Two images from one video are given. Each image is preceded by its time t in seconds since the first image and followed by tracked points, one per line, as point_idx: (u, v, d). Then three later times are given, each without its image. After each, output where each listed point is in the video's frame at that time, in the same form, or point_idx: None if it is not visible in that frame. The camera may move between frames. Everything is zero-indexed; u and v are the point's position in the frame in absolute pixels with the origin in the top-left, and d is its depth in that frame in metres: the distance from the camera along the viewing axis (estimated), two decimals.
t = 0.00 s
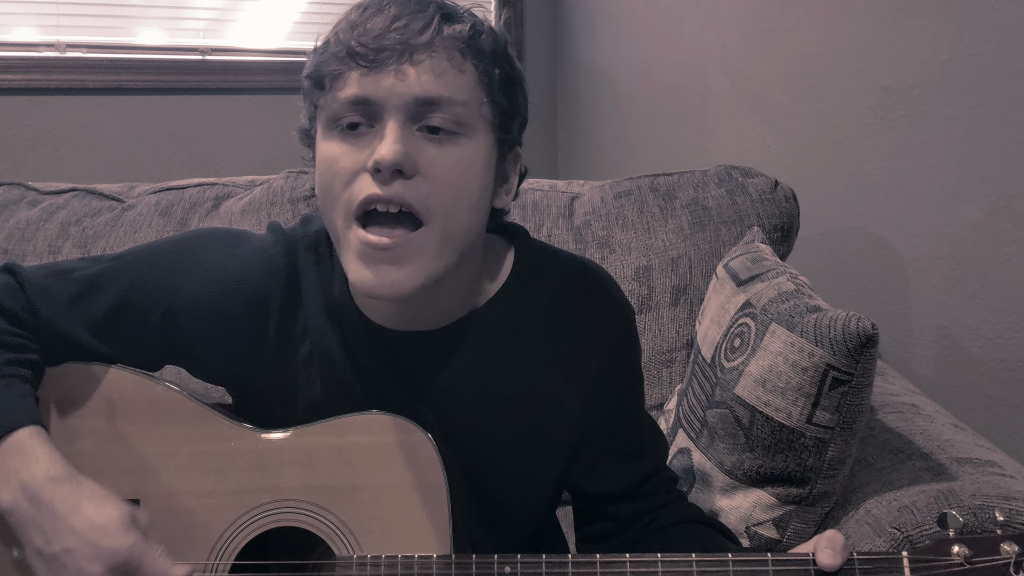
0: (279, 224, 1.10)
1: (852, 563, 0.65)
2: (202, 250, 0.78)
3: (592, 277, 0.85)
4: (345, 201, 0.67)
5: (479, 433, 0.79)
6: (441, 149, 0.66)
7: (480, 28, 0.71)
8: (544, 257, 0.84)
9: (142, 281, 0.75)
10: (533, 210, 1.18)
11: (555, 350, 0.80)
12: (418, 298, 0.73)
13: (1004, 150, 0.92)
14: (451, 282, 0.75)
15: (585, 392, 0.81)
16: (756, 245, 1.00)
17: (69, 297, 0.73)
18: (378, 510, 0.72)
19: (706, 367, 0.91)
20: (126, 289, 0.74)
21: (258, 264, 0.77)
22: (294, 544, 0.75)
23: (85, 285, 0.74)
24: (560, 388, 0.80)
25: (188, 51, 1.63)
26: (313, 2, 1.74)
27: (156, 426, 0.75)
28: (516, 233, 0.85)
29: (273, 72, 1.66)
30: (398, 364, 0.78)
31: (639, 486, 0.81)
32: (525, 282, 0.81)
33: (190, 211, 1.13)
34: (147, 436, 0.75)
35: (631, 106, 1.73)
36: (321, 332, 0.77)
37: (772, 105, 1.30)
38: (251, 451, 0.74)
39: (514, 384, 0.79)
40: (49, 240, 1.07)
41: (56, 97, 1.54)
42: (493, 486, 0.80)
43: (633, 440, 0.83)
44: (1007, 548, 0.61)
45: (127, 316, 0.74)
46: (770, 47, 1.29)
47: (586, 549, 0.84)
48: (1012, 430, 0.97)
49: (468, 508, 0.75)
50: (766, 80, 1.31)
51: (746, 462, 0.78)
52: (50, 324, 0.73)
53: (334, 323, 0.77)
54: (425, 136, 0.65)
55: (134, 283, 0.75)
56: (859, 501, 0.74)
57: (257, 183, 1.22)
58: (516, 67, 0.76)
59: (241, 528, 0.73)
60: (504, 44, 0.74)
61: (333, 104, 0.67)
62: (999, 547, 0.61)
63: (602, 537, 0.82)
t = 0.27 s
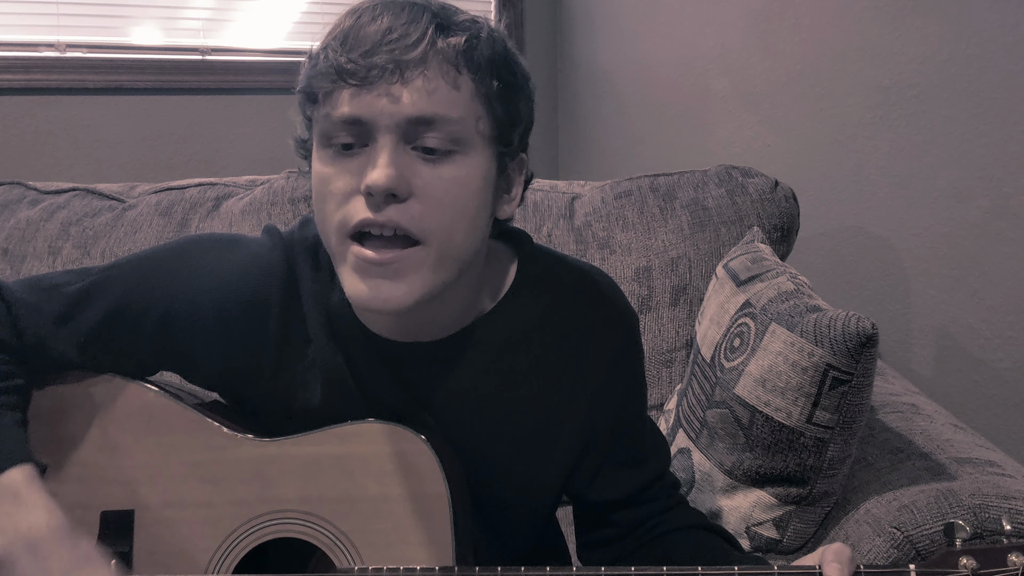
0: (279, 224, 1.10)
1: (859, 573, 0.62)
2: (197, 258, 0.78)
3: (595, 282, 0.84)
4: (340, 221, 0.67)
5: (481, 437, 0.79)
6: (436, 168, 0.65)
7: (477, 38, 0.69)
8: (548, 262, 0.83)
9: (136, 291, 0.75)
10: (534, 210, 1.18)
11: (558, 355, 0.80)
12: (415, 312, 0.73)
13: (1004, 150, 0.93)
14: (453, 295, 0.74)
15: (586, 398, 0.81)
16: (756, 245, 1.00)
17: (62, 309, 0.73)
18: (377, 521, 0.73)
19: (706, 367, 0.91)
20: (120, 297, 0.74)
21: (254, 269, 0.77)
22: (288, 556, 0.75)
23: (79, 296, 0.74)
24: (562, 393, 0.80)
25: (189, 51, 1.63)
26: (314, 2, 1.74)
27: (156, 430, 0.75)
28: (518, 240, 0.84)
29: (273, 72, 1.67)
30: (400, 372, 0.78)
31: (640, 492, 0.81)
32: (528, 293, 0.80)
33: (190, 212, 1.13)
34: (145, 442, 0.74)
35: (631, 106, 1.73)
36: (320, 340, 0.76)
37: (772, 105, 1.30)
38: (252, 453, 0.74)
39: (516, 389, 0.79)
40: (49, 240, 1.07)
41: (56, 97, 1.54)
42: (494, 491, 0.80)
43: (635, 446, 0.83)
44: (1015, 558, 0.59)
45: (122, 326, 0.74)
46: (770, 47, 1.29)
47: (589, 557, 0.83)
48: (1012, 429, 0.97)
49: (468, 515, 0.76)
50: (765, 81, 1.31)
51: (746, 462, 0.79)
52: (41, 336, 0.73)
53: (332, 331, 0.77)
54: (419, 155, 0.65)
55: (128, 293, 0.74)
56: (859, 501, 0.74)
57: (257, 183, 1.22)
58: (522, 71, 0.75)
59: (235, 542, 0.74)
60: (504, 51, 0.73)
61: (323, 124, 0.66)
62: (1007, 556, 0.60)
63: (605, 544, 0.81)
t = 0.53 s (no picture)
0: (279, 224, 1.10)
1: None
2: (194, 259, 0.75)
3: (597, 284, 0.84)
4: (331, 233, 0.66)
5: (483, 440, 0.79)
6: (429, 182, 0.64)
7: (475, 43, 0.67)
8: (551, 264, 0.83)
9: (132, 295, 0.72)
10: (534, 210, 1.18)
11: (560, 358, 0.80)
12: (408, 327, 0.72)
13: (1003, 150, 0.93)
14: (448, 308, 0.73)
15: (588, 401, 0.81)
16: (756, 245, 1.00)
17: (53, 316, 0.71)
18: (374, 529, 0.76)
19: (706, 367, 0.91)
20: (118, 297, 0.71)
21: (255, 273, 0.75)
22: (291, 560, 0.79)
23: (72, 301, 0.71)
24: (563, 396, 0.80)
25: (188, 51, 1.63)
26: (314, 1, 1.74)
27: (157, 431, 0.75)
28: (519, 239, 0.82)
29: (272, 72, 1.67)
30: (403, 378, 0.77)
31: (645, 497, 0.81)
32: (529, 297, 0.79)
33: (190, 211, 1.13)
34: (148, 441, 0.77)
35: (631, 107, 1.73)
36: (319, 344, 0.76)
37: (772, 105, 1.30)
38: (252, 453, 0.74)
39: (518, 392, 0.79)
40: (49, 240, 1.07)
41: (55, 97, 1.54)
42: (495, 493, 0.80)
43: (637, 450, 0.83)
44: None
45: (120, 331, 0.72)
46: (770, 47, 1.29)
47: (592, 561, 0.83)
48: (1012, 430, 0.97)
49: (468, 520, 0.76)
50: (765, 81, 1.31)
51: (746, 462, 0.79)
52: (35, 342, 0.71)
53: (333, 336, 0.76)
54: (411, 168, 0.64)
55: (124, 298, 0.72)
56: (859, 500, 0.74)
57: (257, 182, 1.22)
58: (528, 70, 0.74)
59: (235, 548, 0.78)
60: (507, 55, 0.70)
61: (314, 131, 0.65)
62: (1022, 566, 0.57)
63: (607, 547, 0.82)
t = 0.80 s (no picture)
0: (279, 224, 1.10)
1: None
2: (188, 261, 0.75)
3: (598, 284, 0.84)
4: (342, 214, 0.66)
5: (484, 441, 0.79)
6: (439, 156, 0.65)
7: (481, 27, 0.69)
8: (553, 264, 0.83)
9: (126, 298, 0.71)
10: (534, 210, 1.18)
11: (561, 359, 0.80)
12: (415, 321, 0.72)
13: (1003, 150, 0.92)
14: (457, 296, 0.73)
15: (590, 402, 0.80)
16: (756, 245, 1.00)
17: (41, 322, 0.69)
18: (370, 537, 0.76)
19: (706, 366, 0.91)
20: (111, 299, 0.71)
21: (251, 273, 0.76)
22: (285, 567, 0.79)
23: (61, 306, 0.70)
24: (564, 397, 0.80)
25: (188, 51, 1.63)
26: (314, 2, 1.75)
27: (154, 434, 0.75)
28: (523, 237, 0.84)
29: (272, 72, 1.67)
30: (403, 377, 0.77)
31: (651, 498, 0.80)
32: (528, 299, 0.80)
33: (190, 211, 1.13)
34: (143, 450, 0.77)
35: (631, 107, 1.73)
36: (318, 345, 0.75)
37: (772, 105, 1.30)
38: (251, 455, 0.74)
39: (518, 393, 0.79)
40: (49, 240, 1.07)
41: (56, 97, 1.54)
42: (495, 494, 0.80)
43: (638, 452, 0.82)
44: None
45: (112, 335, 0.71)
46: (771, 47, 1.29)
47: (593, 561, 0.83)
48: (1012, 430, 0.97)
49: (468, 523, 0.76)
50: (766, 81, 1.31)
51: (746, 462, 0.79)
52: (21, 351, 0.69)
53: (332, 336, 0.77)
54: (423, 144, 0.65)
55: (117, 301, 0.71)
56: (859, 500, 0.74)
57: (257, 182, 1.22)
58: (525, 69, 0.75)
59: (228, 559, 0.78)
60: (509, 43, 0.73)
61: (325, 113, 0.66)
62: None
63: (610, 548, 0.81)
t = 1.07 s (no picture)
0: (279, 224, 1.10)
1: None
2: (188, 259, 0.76)
3: (599, 284, 0.84)
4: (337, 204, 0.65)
5: (484, 441, 0.79)
6: (438, 150, 0.65)
7: (481, 24, 0.70)
8: (553, 264, 0.83)
9: (126, 296, 0.72)
10: (534, 210, 1.18)
11: (561, 360, 0.80)
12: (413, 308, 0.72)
13: (1003, 150, 0.92)
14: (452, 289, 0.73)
15: (589, 402, 0.80)
16: (755, 245, 1.00)
17: (45, 319, 0.71)
18: (375, 534, 0.75)
19: (706, 367, 0.91)
20: (111, 297, 0.71)
21: (252, 271, 0.76)
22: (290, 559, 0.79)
23: (63, 304, 0.71)
24: (564, 398, 0.80)
25: (189, 51, 1.63)
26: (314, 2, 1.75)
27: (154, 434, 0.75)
28: (524, 236, 0.85)
29: (272, 72, 1.67)
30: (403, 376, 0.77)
31: (649, 495, 0.81)
32: (530, 299, 0.79)
33: (190, 211, 1.13)
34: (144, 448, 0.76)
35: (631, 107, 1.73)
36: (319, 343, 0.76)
37: (773, 105, 1.30)
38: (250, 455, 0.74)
39: (519, 394, 0.79)
40: (50, 240, 1.07)
41: (56, 97, 1.54)
42: (495, 494, 0.80)
43: (638, 449, 0.82)
44: None
45: (113, 332, 0.72)
46: (771, 47, 1.29)
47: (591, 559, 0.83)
48: (1012, 431, 0.97)
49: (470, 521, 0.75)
50: (766, 81, 1.31)
51: (746, 462, 0.79)
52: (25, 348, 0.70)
53: (335, 333, 0.76)
54: (421, 137, 0.64)
55: (118, 299, 0.72)
56: (859, 500, 0.74)
57: (257, 182, 1.22)
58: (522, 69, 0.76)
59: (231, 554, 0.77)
60: (507, 40, 0.73)
61: (324, 105, 0.67)
62: None
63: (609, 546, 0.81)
